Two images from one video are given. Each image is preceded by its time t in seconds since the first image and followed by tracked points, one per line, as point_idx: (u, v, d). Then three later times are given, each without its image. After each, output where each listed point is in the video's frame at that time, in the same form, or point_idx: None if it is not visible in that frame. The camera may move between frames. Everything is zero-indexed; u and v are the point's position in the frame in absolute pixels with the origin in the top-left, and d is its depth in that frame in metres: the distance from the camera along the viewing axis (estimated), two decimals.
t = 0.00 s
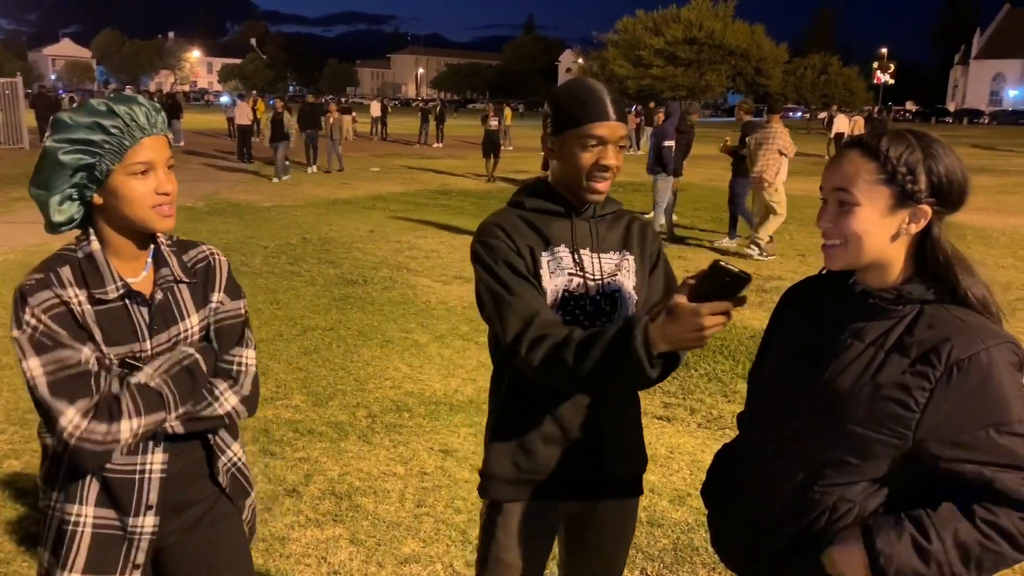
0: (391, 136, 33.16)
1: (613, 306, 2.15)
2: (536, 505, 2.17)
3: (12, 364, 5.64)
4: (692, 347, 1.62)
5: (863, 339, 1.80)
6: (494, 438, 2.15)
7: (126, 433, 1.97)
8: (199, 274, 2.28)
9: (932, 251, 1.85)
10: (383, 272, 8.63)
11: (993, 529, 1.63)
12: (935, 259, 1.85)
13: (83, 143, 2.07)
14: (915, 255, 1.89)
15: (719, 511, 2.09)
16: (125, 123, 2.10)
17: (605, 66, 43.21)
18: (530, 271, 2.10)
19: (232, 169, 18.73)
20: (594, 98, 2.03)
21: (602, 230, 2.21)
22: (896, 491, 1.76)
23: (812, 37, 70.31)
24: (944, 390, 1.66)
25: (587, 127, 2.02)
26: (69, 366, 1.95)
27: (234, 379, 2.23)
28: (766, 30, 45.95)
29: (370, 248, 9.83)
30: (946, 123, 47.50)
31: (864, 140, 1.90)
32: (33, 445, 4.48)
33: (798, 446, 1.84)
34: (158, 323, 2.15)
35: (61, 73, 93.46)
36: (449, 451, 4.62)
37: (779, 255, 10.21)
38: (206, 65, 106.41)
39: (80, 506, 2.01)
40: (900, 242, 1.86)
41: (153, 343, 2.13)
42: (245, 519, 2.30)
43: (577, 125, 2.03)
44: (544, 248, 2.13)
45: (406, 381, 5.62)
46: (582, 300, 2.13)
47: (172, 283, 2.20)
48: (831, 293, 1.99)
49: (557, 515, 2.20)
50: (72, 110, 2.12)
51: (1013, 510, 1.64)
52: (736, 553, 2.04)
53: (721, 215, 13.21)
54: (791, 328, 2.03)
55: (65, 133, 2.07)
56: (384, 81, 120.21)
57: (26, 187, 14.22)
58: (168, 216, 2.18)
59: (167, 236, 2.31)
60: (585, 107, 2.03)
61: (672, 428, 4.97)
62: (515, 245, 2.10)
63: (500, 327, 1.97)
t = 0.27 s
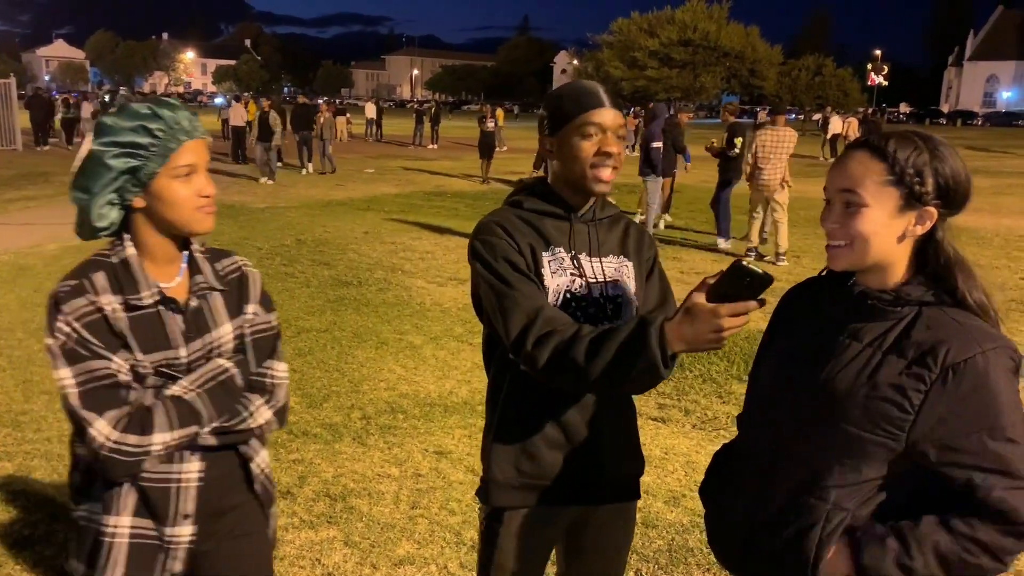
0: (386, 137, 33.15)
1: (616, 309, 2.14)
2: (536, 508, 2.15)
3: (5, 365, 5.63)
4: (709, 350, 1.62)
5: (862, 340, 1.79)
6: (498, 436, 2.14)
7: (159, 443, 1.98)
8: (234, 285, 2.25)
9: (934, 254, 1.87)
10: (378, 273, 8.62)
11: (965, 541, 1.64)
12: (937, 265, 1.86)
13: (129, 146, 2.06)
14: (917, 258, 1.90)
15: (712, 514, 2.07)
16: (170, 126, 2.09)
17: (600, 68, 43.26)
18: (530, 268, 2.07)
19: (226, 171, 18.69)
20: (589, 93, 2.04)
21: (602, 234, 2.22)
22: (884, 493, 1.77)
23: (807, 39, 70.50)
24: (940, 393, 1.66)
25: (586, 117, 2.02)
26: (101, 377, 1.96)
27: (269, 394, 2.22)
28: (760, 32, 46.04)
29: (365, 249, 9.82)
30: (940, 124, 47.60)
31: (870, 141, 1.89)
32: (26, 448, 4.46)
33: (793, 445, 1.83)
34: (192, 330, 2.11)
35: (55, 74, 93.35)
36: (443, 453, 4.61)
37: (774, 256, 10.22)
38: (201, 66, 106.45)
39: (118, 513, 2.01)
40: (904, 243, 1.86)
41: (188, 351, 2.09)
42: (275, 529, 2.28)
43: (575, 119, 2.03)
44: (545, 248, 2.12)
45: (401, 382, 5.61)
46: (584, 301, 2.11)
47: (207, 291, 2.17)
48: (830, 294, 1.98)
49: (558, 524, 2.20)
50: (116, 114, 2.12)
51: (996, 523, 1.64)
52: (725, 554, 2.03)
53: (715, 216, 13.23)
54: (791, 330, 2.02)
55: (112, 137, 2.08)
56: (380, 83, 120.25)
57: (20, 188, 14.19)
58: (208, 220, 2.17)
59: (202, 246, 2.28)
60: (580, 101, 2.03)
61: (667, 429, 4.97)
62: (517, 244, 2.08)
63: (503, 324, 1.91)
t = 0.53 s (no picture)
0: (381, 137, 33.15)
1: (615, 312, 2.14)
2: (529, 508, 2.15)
3: None
4: (720, 351, 1.62)
5: (864, 345, 1.80)
6: (485, 448, 2.14)
7: (196, 447, 1.96)
8: (266, 285, 2.25)
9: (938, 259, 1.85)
10: (373, 274, 8.61)
11: (929, 556, 1.61)
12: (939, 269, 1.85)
13: (174, 151, 2.04)
14: (918, 263, 1.89)
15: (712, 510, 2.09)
16: (212, 130, 2.09)
17: (595, 68, 43.31)
18: (532, 267, 2.07)
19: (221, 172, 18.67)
20: (592, 91, 2.07)
21: (607, 240, 2.22)
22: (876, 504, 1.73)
23: (802, 39, 70.62)
24: (934, 399, 1.65)
25: (591, 111, 2.04)
26: (138, 383, 1.94)
27: (306, 394, 2.22)
28: (754, 32, 46.12)
29: (359, 250, 9.81)
30: (935, 125, 47.69)
31: (872, 144, 1.89)
32: (19, 450, 4.44)
33: (793, 446, 1.85)
34: (228, 332, 2.11)
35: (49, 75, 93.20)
36: (438, 454, 4.61)
37: (769, 256, 10.23)
38: (197, 66, 106.35)
39: (158, 516, 2.01)
40: (905, 246, 1.85)
41: (224, 353, 2.10)
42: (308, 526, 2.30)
43: (579, 115, 2.05)
44: (549, 249, 2.11)
45: (396, 384, 5.61)
46: (583, 304, 2.11)
47: (241, 293, 2.17)
48: (835, 297, 1.99)
49: (553, 523, 2.21)
50: (155, 118, 2.09)
51: (972, 540, 1.60)
52: (724, 556, 2.03)
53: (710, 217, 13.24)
54: (799, 335, 2.02)
55: (155, 140, 2.04)
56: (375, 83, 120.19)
57: (14, 189, 14.17)
58: (247, 222, 2.18)
59: (232, 246, 2.28)
60: (583, 99, 2.06)
61: (662, 430, 4.97)
62: (518, 243, 2.08)
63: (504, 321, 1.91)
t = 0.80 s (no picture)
0: (376, 136, 33.10)
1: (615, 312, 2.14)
2: (524, 508, 2.15)
3: None
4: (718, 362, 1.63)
5: (864, 347, 1.79)
6: (482, 461, 2.14)
7: (186, 448, 1.94)
8: (264, 285, 2.24)
9: (933, 252, 1.87)
10: (369, 273, 8.60)
11: (927, 562, 1.62)
12: (937, 266, 1.85)
13: (169, 147, 2.03)
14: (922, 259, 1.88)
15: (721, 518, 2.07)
16: (209, 127, 2.08)
17: (591, 66, 43.31)
18: (535, 265, 2.05)
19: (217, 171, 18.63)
20: (619, 100, 2.00)
21: (613, 239, 2.21)
22: (875, 508, 1.72)
23: (797, 38, 70.68)
24: (927, 407, 1.64)
25: (617, 127, 1.98)
26: (127, 383, 1.93)
27: (305, 397, 2.21)
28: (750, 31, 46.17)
29: (355, 249, 9.80)
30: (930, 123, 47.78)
31: (879, 141, 1.87)
32: (13, 450, 4.43)
33: (797, 448, 1.85)
34: (224, 332, 2.10)
35: (43, 73, 92.91)
36: (434, 453, 4.60)
37: (764, 255, 10.24)
38: (191, 65, 106.13)
39: (154, 520, 2.00)
40: (910, 245, 1.84)
41: (219, 354, 2.09)
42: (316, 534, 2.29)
43: (603, 125, 1.99)
44: (553, 248, 2.09)
45: (392, 383, 5.60)
46: (587, 305, 2.10)
47: (236, 293, 2.15)
48: (840, 297, 1.98)
49: (542, 521, 2.19)
50: (152, 114, 2.09)
51: (969, 541, 1.60)
52: (730, 557, 2.02)
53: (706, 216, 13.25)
54: (805, 334, 2.01)
55: (151, 137, 2.04)
56: (371, 82, 120.07)
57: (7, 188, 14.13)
58: (245, 222, 2.16)
59: (230, 245, 2.27)
60: (607, 109, 1.99)
61: (658, 429, 4.97)
62: (523, 240, 2.05)
63: (507, 320, 1.90)
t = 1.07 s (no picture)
0: (372, 134, 33.05)
1: (603, 312, 2.15)
2: (524, 510, 2.15)
3: None
4: (729, 359, 1.60)
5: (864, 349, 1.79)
6: (488, 455, 2.11)
7: (157, 458, 1.94)
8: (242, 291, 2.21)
9: (930, 250, 1.85)
10: (364, 272, 8.58)
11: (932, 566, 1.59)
12: (934, 264, 1.84)
13: (129, 150, 2.02)
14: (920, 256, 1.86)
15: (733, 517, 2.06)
16: (171, 129, 2.05)
17: (586, 63, 43.30)
18: (535, 262, 2.04)
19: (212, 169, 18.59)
20: (621, 98, 2.00)
21: (611, 239, 2.20)
22: (878, 514, 1.72)
23: (792, 35, 70.71)
24: (923, 408, 1.64)
25: (616, 124, 1.98)
26: (96, 392, 1.92)
27: (282, 406, 2.19)
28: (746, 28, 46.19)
29: (351, 247, 9.78)
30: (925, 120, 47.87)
31: (874, 140, 1.87)
32: (7, 450, 4.41)
33: (802, 452, 1.85)
34: (198, 340, 2.08)
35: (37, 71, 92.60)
36: (431, 452, 4.60)
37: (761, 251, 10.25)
38: (186, 63, 105.91)
39: (125, 532, 1.99)
40: (908, 244, 1.84)
41: (193, 362, 2.07)
42: (296, 549, 2.27)
43: (604, 123, 1.99)
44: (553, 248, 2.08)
45: (388, 381, 5.59)
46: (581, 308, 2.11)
47: (211, 299, 2.13)
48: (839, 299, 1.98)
49: (540, 519, 2.20)
50: (116, 116, 2.08)
51: (973, 543, 1.57)
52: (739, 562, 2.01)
53: (702, 213, 13.25)
54: (805, 336, 2.01)
55: (110, 138, 2.03)
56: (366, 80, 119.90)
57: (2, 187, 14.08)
58: (212, 225, 2.11)
59: (207, 250, 2.24)
60: (610, 108, 1.99)
61: (654, 426, 4.97)
62: (525, 238, 2.06)
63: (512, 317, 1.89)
